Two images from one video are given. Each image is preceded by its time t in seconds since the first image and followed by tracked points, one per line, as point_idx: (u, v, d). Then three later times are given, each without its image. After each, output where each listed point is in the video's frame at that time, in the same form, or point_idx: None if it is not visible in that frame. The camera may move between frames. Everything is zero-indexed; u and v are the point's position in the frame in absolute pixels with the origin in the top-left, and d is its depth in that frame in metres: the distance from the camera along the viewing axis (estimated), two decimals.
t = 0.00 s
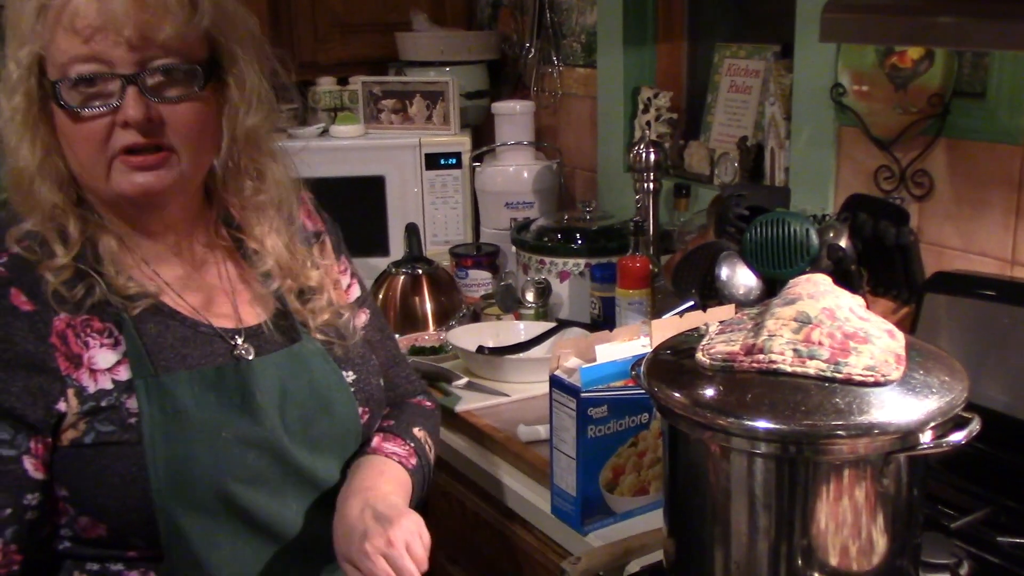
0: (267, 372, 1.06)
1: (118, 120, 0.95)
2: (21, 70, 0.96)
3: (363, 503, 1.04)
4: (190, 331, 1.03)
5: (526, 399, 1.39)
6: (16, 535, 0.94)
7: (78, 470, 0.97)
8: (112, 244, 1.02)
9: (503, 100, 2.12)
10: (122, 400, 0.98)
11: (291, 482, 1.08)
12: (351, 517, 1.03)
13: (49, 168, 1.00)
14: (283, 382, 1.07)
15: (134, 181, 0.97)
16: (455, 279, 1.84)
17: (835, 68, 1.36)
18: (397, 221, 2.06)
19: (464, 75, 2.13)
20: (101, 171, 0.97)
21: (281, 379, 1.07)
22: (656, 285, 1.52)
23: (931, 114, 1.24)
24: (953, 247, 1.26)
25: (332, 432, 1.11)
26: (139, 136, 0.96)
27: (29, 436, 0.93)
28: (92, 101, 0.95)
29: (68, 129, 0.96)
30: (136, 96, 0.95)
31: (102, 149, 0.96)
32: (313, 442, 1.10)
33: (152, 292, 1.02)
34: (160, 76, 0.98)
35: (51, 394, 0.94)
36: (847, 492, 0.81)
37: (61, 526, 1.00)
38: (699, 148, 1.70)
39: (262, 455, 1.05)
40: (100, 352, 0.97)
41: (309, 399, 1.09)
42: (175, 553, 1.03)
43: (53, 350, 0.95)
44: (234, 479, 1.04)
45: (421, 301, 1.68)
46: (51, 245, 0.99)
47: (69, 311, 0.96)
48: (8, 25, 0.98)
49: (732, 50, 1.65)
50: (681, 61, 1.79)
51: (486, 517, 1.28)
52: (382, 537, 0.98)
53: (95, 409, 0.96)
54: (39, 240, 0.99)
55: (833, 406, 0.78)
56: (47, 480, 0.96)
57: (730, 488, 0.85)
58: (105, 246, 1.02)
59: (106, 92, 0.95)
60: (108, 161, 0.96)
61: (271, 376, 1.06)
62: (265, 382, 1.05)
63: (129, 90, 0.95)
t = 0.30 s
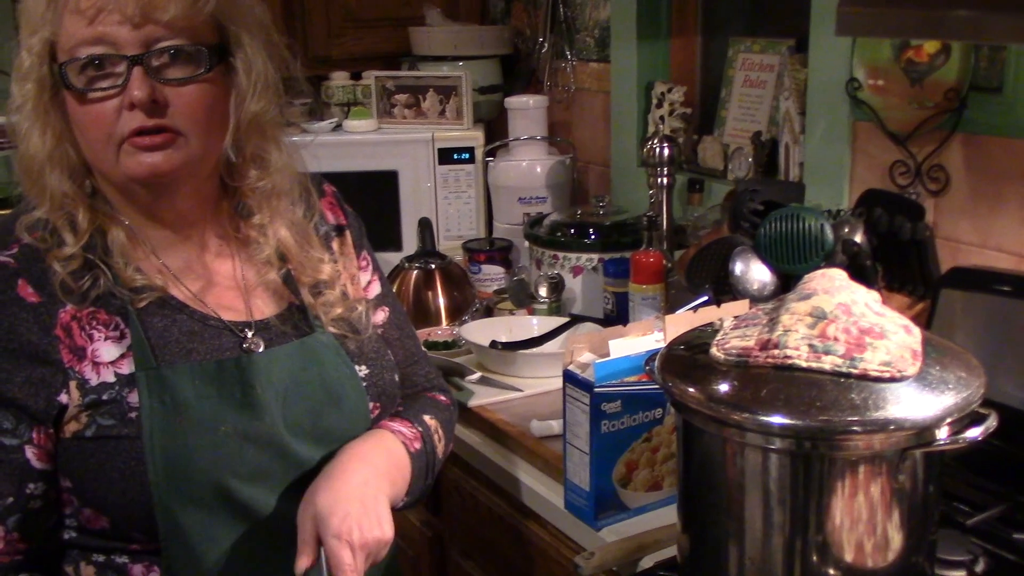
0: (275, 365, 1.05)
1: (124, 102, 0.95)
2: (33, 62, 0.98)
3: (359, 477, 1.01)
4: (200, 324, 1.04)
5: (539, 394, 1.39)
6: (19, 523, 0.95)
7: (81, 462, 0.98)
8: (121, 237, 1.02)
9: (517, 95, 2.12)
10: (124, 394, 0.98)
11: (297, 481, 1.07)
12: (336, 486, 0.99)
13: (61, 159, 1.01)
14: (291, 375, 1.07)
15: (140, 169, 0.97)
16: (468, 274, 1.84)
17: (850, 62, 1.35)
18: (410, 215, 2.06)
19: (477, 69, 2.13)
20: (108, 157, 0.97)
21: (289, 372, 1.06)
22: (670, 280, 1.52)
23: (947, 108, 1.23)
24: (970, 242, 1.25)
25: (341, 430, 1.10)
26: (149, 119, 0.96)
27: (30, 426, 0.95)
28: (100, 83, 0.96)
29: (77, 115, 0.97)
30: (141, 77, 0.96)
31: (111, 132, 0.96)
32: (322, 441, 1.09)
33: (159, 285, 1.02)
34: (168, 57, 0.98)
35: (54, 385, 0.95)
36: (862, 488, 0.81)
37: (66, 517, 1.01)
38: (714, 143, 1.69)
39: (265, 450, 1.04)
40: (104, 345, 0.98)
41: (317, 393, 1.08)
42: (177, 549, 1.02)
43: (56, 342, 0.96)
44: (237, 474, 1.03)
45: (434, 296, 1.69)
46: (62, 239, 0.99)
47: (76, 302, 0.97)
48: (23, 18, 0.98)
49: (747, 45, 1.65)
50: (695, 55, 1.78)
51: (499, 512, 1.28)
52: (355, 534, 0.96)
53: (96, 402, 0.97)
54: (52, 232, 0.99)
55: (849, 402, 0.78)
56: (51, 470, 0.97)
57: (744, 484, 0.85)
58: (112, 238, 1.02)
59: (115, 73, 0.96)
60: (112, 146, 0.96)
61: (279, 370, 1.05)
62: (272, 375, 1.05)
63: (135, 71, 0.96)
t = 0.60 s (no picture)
0: (294, 363, 1.04)
1: (153, 97, 0.95)
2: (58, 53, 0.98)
3: (379, 495, 1.01)
4: (220, 319, 1.03)
5: (559, 390, 1.38)
6: (36, 514, 0.95)
7: (97, 454, 0.97)
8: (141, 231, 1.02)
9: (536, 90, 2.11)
10: (142, 387, 0.97)
11: (317, 480, 1.06)
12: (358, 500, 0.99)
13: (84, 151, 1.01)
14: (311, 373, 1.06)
15: (161, 163, 0.97)
16: (488, 270, 1.83)
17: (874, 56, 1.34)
18: (429, 211, 2.06)
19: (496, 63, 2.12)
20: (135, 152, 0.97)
21: (309, 370, 1.05)
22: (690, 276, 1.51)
23: (973, 103, 1.22)
24: (996, 238, 1.24)
25: (361, 430, 1.08)
26: (177, 113, 0.96)
27: (49, 417, 0.94)
28: (129, 76, 0.95)
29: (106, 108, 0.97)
30: (169, 71, 0.95)
31: (141, 126, 0.96)
32: (340, 442, 1.07)
33: (180, 279, 1.02)
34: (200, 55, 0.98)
35: (72, 377, 0.94)
36: (890, 487, 0.80)
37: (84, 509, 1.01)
38: (735, 138, 1.68)
39: (283, 448, 1.03)
40: (123, 338, 0.97)
41: (336, 393, 1.07)
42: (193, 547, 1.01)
43: (76, 334, 0.95)
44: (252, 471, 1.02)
45: (453, 291, 1.68)
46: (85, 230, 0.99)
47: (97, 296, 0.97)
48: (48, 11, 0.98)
49: (768, 39, 1.64)
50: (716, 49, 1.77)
51: (519, 509, 1.27)
52: (373, 556, 0.96)
53: (113, 395, 0.96)
54: (76, 225, 0.99)
55: (877, 400, 0.77)
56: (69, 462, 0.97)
57: (770, 482, 0.84)
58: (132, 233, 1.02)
59: (144, 66, 0.95)
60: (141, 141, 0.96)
61: (298, 367, 1.05)
62: (291, 373, 1.04)
63: (164, 65, 0.95)
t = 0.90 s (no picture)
0: (316, 355, 1.04)
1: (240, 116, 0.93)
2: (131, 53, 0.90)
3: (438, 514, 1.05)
4: (241, 317, 1.02)
5: (580, 391, 1.38)
6: (66, 511, 0.93)
7: (126, 454, 0.95)
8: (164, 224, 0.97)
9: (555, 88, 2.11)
10: (167, 385, 0.96)
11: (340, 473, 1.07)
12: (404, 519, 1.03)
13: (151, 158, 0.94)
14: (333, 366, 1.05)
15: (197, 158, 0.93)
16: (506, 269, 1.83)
17: (900, 55, 1.32)
18: (448, 210, 2.06)
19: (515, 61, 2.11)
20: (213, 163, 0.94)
21: (334, 362, 1.05)
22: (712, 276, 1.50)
23: (1000, 103, 1.20)
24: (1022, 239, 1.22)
25: (381, 419, 1.09)
26: (279, 131, 0.96)
27: (76, 415, 0.92)
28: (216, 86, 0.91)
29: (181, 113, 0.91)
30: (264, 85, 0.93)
31: (240, 140, 0.94)
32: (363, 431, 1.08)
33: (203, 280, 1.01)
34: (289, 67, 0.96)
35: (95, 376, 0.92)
36: (919, 492, 0.79)
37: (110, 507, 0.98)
38: (756, 137, 1.67)
39: (310, 441, 1.03)
40: (147, 335, 0.95)
41: (361, 385, 1.07)
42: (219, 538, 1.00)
43: (100, 334, 0.92)
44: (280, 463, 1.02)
45: (472, 291, 1.68)
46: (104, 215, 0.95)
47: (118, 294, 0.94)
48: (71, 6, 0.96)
49: (791, 38, 1.63)
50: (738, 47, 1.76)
51: (539, 510, 1.27)
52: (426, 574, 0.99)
53: (139, 392, 0.95)
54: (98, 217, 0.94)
55: (907, 404, 0.76)
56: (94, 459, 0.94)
57: (797, 485, 0.83)
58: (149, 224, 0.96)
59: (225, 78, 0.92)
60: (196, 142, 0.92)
61: (322, 360, 1.04)
62: (315, 365, 1.04)
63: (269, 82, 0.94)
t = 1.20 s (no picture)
0: (365, 327, 1.02)
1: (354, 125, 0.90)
2: (265, 76, 0.80)
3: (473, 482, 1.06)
4: (287, 297, 0.97)
5: (591, 391, 1.37)
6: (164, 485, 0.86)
7: (195, 433, 0.89)
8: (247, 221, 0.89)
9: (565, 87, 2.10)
10: (235, 360, 0.89)
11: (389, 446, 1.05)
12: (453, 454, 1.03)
13: (258, 174, 0.82)
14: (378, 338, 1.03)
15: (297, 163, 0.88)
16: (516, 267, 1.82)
17: (914, 52, 1.31)
18: (457, 209, 2.05)
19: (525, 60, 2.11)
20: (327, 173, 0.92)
21: (380, 335, 1.04)
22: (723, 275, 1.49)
23: (1017, 101, 1.19)
24: None
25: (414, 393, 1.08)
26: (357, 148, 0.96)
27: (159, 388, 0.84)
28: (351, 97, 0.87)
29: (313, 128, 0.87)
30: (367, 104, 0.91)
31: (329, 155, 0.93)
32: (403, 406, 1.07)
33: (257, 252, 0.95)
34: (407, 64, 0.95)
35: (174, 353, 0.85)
36: (936, 494, 0.78)
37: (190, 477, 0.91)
38: (768, 136, 1.67)
39: (365, 414, 1.01)
40: (212, 315, 0.87)
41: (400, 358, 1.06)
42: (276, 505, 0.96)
43: (167, 310, 0.85)
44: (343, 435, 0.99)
45: (482, 290, 1.67)
46: (166, 196, 0.88)
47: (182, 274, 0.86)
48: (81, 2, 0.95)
49: (803, 36, 1.62)
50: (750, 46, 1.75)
51: (550, 511, 1.26)
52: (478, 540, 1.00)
53: (209, 370, 0.88)
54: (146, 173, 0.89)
55: (926, 405, 0.75)
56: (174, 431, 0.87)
57: (812, 487, 0.82)
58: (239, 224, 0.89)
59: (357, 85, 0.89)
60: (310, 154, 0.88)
61: (373, 333, 1.03)
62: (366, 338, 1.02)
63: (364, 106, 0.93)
